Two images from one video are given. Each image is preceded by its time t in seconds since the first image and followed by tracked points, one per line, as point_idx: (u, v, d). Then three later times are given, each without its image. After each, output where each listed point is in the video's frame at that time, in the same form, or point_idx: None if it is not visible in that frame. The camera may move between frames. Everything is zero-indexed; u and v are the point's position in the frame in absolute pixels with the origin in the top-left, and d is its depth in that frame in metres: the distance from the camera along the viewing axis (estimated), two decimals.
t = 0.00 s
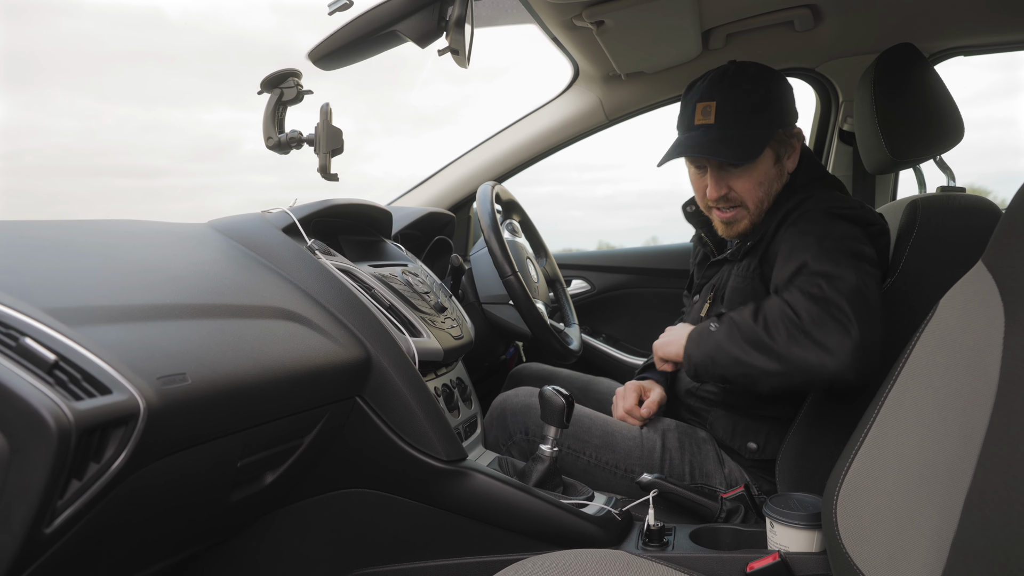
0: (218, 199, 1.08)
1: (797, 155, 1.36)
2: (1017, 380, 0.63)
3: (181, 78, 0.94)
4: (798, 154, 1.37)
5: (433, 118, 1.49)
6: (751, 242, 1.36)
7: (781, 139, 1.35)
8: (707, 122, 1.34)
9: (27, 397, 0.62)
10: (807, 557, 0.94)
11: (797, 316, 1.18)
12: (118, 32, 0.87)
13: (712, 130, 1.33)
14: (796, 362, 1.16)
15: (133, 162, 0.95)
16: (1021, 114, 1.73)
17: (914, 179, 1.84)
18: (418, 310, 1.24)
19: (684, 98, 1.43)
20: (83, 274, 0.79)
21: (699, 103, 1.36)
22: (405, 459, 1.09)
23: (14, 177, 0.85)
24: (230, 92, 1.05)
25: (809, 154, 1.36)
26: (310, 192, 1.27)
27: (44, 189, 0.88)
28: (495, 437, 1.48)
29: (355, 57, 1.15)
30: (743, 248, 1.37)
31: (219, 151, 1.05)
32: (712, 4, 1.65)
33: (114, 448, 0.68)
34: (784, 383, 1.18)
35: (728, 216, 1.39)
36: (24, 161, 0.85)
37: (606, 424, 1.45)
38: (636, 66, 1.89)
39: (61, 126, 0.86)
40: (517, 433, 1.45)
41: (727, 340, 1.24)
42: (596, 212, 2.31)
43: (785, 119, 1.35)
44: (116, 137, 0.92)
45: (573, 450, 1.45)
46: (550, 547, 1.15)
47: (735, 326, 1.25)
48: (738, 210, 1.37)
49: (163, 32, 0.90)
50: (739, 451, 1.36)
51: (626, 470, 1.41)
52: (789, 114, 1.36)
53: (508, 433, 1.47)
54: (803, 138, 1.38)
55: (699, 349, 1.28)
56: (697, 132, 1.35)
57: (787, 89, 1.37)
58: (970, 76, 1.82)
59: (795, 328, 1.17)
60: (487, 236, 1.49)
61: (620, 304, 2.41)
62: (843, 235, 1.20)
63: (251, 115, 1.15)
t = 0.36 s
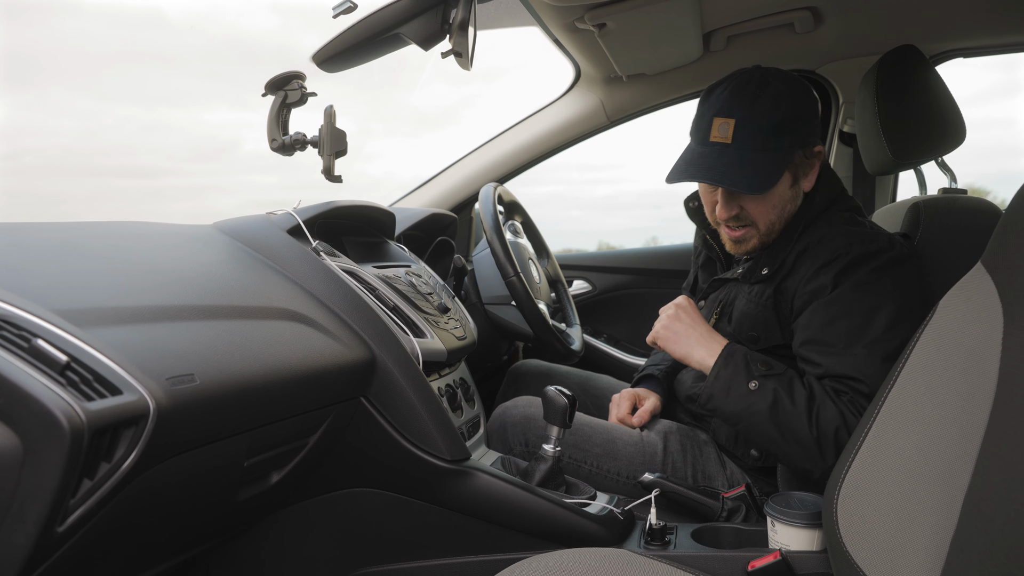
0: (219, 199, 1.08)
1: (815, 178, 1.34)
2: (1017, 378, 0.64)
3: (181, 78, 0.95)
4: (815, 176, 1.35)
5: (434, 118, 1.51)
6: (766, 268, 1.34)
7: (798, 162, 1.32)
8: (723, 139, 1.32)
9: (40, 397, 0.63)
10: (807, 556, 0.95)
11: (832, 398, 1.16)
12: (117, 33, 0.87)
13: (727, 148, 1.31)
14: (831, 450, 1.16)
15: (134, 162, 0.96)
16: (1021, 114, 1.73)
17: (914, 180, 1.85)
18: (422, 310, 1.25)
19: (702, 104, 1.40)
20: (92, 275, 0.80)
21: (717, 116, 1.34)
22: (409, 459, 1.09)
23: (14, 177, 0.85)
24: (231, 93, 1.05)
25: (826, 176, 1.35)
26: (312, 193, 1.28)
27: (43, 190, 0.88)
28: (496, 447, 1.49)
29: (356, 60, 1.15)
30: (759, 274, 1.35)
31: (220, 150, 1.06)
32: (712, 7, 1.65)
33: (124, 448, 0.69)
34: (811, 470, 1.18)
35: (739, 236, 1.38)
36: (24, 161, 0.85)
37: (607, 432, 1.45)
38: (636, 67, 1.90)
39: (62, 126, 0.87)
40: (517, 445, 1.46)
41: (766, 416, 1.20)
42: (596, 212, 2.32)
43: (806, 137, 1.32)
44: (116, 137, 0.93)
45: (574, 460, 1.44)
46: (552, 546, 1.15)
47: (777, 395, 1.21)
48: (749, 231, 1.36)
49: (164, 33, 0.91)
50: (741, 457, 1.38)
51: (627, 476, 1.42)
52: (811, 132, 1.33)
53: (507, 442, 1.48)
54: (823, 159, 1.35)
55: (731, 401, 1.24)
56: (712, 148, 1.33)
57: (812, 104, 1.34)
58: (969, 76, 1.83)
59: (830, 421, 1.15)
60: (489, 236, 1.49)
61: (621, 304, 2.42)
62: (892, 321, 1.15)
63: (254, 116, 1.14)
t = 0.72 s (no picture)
0: (221, 200, 1.09)
1: (752, 154, 1.47)
2: (1015, 379, 0.65)
3: (182, 79, 0.97)
4: (751, 153, 1.48)
5: (434, 119, 1.49)
6: (752, 236, 1.40)
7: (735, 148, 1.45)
8: (664, 156, 1.44)
9: (48, 397, 0.64)
10: (805, 554, 0.96)
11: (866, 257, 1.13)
12: (118, 32, 0.90)
13: (673, 159, 1.43)
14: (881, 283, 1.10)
15: (134, 163, 0.97)
16: (1020, 115, 1.76)
17: (913, 180, 1.86)
18: (423, 311, 1.26)
19: (631, 144, 1.53)
20: (95, 276, 0.81)
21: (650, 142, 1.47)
22: (411, 458, 1.10)
23: (15, 177, 0.87)
24: (231, 93, 1.06)
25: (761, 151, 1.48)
26: (313, 193, 1.29)
27: (44, 189, 0.89)
28: (497, 442, 1.51)
29: (358, 62, 1.15)
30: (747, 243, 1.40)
31: (219, 151, 1.06)
32: (711, 9, 1.66)
33: (130, 447, 0.69)
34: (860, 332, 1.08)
35: (716, 234, 1.47)
36: (24, 161, 0.87)
37: (607, 429, 1.46)
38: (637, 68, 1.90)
39: (63, 126, 0.89)
40: (518, 441, 1.47)
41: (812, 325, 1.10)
42: (596, 213, 2.33)
43: (729, 129, 1.46)
44: (116, 137, 0.94)
45: (574, 456, 1.45)
46: (552, 545, 1.16)
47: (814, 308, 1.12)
48: (723, 224, 1.45)
49: (164, 32, 0.94)
50: (751, 453, 1.37)
51: (627, 474, 1.43)
52: (730, 122, 1.47)
53: (508, 434, 1.49)
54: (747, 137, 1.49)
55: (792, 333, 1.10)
56: (659, 168, 1.45)
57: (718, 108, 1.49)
58: (969, 77, 1.84)
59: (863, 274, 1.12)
60: (489, 236, 1.50)
61: (622, 304, 2.43)
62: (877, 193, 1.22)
63: (252, 116, 1.14)
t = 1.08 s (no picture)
0: (219, 199, 1.09)
1: (768, 151, 1.61)
2: (1014, 378, 0.65)
3: (180, 78, 0.98)
4: (767, 151, 1.62)
5: (434, 119, 1.50)
6: (766, 216, 1.49)
7: (750, 141, 1.59)
8: (682, 139, 1.59)
9: (52, 395, 0.64)
10: (803, 553, 0.98)
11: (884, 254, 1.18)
12: (118, 31, 0.90)
13: (687, 142, 1.58)
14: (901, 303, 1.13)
15: (134, 162, 0.97)
16: (1020, 115, 1.76)
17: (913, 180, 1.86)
18: (423, 311, 1.26)
19: (659, 136, 1.70)
20: (98, 276, 0.81)
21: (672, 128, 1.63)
22: (411, 457, 1.11)
23: (14, 177, 0.86)
24: (232, 93, 1.07)
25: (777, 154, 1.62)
26: (312, 193, 1.29)
27: (44, 189, 0.88)
28: (496, 433, 1.51)
29: (359, 62, 1.16)
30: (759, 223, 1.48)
31: (219, 151, 1.08)
32: (710, 9, 1.67)
33: (133, 445, 0.70)
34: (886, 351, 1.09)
35: (727, 216, 1.58)
36: (24, 161, 0.86)
37: (605, 423, 1.46)
38: (636, 68, 1.90)
39: (62, 126, 0.89)
40: (518, 429, 1.47)
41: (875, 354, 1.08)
42: (596, 212, 2.33)
43: (746, 125, 1.61)
44: (116, 137, 0.94)
45: (573, 447, 1.46)
46: (553, 544, 1.17)
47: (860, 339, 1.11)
48: (732, 206, 1.57)
49: (162, 32, 0.94)
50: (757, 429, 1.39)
51: (624, 467, 1.43)
52: (748, 120, 1.62)
53: (508, 425, 1.49)
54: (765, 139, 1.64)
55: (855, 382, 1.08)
56: (677, 149, 1.60)
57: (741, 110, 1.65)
58: (968, 77, 1.84)
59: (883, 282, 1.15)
60: (489, 237, 1.50)
61: (622, 304, 2.44)
62: (886, 187, 1.29)
63: (250, 116, 1.14)
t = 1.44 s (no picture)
0: (220, 199, 1.09)
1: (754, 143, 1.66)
2: (1015, 377, 0.66)
3: (184, 79, 0.96)
4: (756, 143, 1.66)
5: (434, 119, 1.45)
6: (765, 209, 1.50)
7: (736, 129, 1.66)
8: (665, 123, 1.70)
9: (59, 393, 0.65)
10: (804, 552, 0.98)
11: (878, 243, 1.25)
12: (119, 32, 0.88)
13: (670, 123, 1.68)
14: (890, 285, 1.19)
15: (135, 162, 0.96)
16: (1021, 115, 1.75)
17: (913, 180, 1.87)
18: (425, 310, 1.27)
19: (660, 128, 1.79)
20: (103, 276, 0.82)
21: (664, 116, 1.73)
22: (413, 456, 1.11)
23: (14, 177, 0.85)
24: (232, 92, 1.05)
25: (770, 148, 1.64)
26: (315, 193, 1.32)
27: (45, 189, 0.87)
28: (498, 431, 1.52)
29: (364, 62, 1.19)
30: (758, 217, 1.49)
31: (220, 150, 1.06)
32: (710, 9, 1.67)
33: (138, 444, 0.70)
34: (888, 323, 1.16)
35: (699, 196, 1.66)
36: (24, 161, 0.84)
37: (606, 422, 1.46)
38: (637, 69, 1.91)
39: (61, 126, 0.86)
40: (520, 427, 1.48)
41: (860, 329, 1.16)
42: (597, 213, 2.34)
43: (739, 117, 1.67)
44: (116, 137, 0.92)
45: (573, 447, 1.46)
46: (555, 542, 1.17)
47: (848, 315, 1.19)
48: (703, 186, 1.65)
49: (164, 33, 0.91)
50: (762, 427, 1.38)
51: (625, 468, 1.44)
52: (742, 113, 1.68)
53: (509, 424, 1.50)
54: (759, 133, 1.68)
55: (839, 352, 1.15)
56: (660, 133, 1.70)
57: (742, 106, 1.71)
58: (967, 78, 1.85)
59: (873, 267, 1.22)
60: (490, 237, 1.51)
61: (622, 304, 2.44)
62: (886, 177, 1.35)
63: (252, 117, 1.13)
